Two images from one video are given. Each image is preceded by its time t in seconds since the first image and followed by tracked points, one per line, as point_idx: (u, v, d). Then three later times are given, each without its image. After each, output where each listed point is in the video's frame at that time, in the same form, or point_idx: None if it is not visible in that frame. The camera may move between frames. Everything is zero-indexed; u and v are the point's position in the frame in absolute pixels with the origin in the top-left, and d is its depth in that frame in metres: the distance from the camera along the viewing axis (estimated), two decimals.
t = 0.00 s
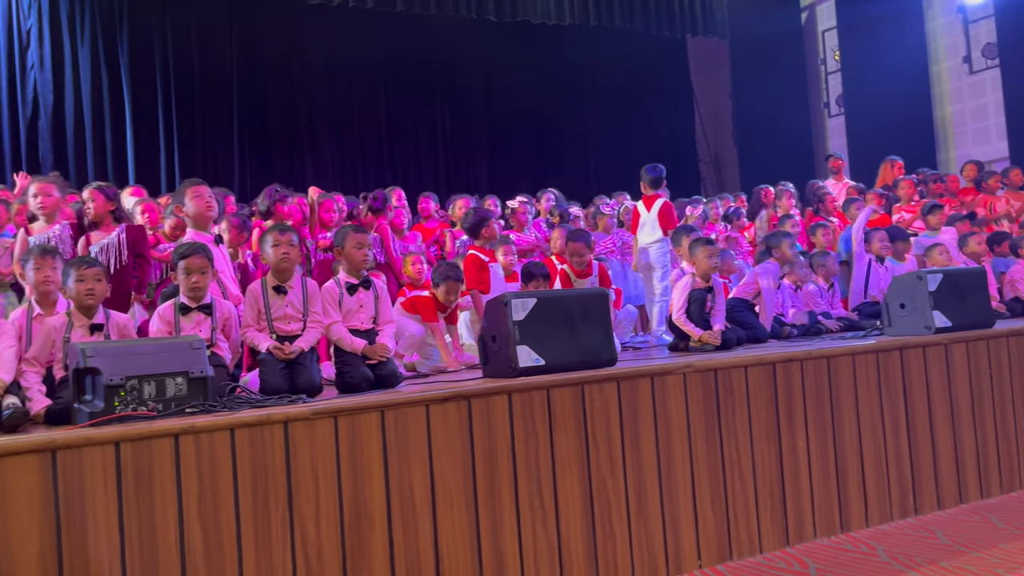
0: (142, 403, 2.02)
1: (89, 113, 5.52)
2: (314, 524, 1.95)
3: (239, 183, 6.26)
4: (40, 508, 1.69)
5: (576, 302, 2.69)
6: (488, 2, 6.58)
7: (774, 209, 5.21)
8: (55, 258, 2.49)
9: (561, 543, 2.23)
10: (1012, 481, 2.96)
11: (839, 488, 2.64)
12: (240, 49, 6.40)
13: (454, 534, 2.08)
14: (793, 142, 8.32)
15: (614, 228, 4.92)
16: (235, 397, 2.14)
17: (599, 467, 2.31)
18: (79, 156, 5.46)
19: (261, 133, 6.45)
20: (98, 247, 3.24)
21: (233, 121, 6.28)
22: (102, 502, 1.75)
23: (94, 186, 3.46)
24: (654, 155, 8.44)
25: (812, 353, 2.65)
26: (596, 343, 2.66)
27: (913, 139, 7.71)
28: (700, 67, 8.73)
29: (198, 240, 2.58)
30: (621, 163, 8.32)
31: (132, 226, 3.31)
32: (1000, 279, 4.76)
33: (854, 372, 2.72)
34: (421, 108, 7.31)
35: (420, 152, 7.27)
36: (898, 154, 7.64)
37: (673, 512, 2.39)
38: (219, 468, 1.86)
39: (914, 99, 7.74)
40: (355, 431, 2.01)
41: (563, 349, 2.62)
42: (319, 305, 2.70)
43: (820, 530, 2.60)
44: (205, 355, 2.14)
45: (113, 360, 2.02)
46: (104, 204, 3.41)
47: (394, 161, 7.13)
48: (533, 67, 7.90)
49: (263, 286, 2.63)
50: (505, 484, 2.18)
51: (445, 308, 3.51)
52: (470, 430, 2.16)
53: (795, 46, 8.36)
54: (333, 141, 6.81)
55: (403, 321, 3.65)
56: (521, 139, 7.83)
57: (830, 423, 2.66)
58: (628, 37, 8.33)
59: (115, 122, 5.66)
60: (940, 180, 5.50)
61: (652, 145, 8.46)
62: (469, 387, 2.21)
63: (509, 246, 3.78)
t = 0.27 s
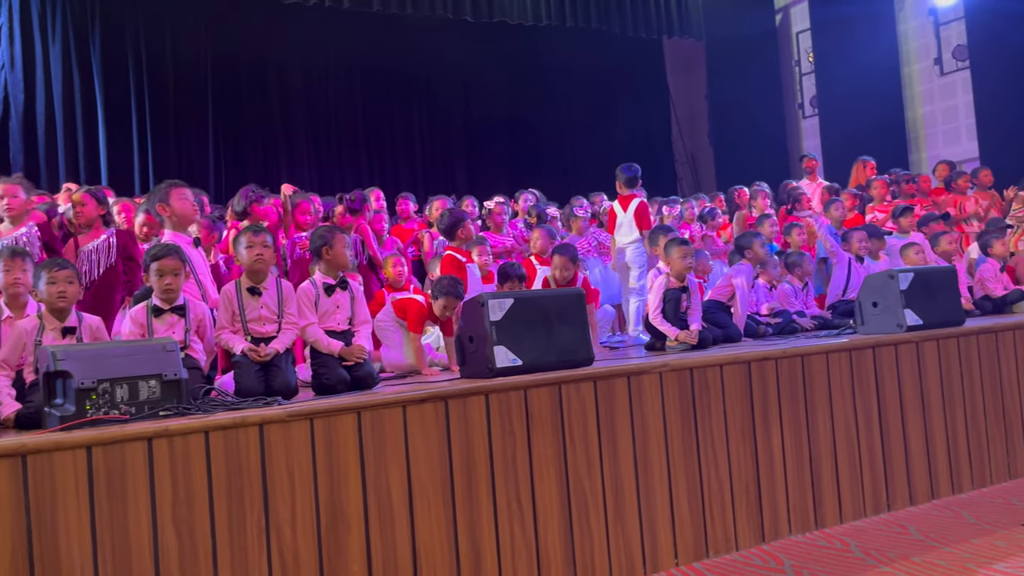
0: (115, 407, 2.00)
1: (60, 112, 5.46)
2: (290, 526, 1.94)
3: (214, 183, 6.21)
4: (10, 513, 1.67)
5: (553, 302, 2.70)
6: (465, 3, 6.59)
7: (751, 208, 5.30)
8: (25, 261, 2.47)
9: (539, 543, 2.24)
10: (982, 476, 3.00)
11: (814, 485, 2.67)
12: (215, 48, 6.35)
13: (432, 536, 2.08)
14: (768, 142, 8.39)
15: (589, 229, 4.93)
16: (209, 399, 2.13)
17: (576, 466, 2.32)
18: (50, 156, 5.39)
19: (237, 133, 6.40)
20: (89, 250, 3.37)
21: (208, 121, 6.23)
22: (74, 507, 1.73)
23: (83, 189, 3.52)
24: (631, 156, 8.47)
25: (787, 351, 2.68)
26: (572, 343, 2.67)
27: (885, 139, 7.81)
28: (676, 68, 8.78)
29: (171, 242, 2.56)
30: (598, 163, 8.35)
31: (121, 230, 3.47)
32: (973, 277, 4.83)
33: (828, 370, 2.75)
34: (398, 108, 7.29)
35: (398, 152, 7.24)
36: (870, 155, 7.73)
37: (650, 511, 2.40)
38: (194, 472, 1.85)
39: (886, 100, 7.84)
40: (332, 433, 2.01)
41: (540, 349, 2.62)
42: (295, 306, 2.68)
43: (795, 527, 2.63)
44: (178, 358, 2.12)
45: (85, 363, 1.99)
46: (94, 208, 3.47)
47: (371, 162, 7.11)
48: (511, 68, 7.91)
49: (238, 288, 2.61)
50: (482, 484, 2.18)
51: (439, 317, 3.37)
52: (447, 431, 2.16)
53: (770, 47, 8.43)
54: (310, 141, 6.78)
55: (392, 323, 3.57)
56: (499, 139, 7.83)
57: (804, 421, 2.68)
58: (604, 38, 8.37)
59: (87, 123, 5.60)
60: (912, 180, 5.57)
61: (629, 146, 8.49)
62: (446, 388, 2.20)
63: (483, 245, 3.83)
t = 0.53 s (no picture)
0: (84, 411, 1.98)
1: (29, 113, 5.39)
2: (264, 530, 1.92)
3: (188, 185, 6.15)
4: None
5: (529, 303, 2.70)
6: (440, 4, 6.58)
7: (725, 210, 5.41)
8: None
9: (515, 544, 2.24)
10: (952, 472, 3.05)
11: (788, 483, 2.69)
12: (188, 48, 6.30)
13: (408, 538, 2.08)
14: (743, 143, 8.46)
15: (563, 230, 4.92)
16: (181, 403, 2.11)
17: (552, 467, 2.33)
18: (19, 158, 5.32)
19: (211, 135, 6.34)
20: (81, 250, 3.38)
21: (181, 122, 6.17)
22: (43, 513, 1.71)
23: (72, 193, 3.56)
24: (607, 157, 8.50)
25: (760, 350, 2.71)
26: (548, 344, 2.68)
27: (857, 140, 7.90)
28: (651, 69, 8.82)
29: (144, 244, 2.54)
30: (574, 164, 8.37)
31: (111, 235, 3.48)
32: (943, 277, 4.89)
33: (801, 368, 2.78)
34: (374, 109, 7.26)
35: (374, 153, 7.21)
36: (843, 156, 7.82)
37: (626, 511, 2.41)
38: (166, 476, 1.83)
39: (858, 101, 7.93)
40: (307, 436, 2.00)
41: (516, 350, 2.62)
42: (269, 308, 2.66)
43: (769, 525, 2.65)
44: (150, 361, 2.10)
45: (53, 367, 1.97)
46: (85, 211, 3.51)
47: (347, 163, 7.07)
48: (487, 69, 7.91)
49: (211, 291, 2.59)
50: (458, 485, 2.18)
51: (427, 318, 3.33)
52: (423, 433, 2.16)
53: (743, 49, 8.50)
54: (285, 142, 6.73)
55: (378, 326, 3.50)
56: (476, 140, 7.82)
57: (778, 420, 2.71)
58: (579, 39, 8.39)
59: (58, 123, 5.53)
60: (883, 181, 5.64)
61: (605, 147, 8.53)
62: (422, 390, 2.20)
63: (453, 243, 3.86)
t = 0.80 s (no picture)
0: (48, 417, 1.95)
1: None
2: (233, 536, 1.91)
3: (156, 187, 6.08)
4: None
5: (500, 305, 2.70)
6: (411, 4, 6.58)
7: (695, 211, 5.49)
8: None
9: (487, 546, 2.24)
10: (917, 468, 3.10)
11: (757, 481, 2.72)
12: (155, 49, 6.23)
13: (379, 541, 2.07)
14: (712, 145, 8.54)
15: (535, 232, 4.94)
16: (148, 407, 2.08)
17: (524, 468, 2.33)
18: None
19: (179, 136, 6.28)
20: (49, 252, 3.35)
21: (148, 124, 6.10)
22: (6, 521, 1.68)
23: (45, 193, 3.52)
24: (579, 158, 8.53)
25: (730, 350, 2.73)
26: (519, 346, 2.68)
27: (824, 142, 8.00)
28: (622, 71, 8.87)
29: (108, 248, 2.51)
30: (546, 166, 8.40)
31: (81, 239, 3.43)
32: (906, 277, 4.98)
33: (769, 368, 2.81)
34: (345, 111, 7.22)
35: (345, 155, 7.18)
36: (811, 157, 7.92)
37: (598, 511, 2.42)
38: (132, 482, 1.81)
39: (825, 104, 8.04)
40: (276, 439, 1.98)
41: (488, 352, 2.62)
42: (238, 311, 2.64)
43: (739, 523, 2.67)
44: (115, 365, 2.07)
45: (16, 372, 1.93)
46: (56, 214, 3.47)
47: (318, 164, 7.03)
48: (458, 70, 7.91)
49: (178, 294, 2.56)
50: (429, 487, 2.18)
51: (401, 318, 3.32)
52: (394, 435, 2.15)
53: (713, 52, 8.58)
54: (254, 144, 6.68)
55: (350, 328, 3.49)
56: (447, 141, 7.81)
57: (747, 418, 2.74)
58: (550, 41, 8.42)
59: (21, 126, 5.44)
60: (850, 182, 5.71)
61: (577, 148, 8.55)
62: (393, 392, 2.19)
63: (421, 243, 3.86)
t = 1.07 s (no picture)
0: (15, 423, 1.93)
1: None
2: (206, 541, 1.89)
3: (128, 189, 6.02)
4: None
5: (476, 307, 2.70)
6: (387, 6, 6.56)
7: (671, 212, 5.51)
8: None
9: (463, 547, 2.24)
10: (888, 466, 3.14)
11: (731, 480, 2.74)
12: (127, 49, 6.16)
13: (354, 545, 2.06)
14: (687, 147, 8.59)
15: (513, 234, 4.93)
16: (118, 412, 2.06)
17: (499, 470, 2.33)
18: None
19: (151, 137, 6.22)
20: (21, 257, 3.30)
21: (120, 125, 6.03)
22: None
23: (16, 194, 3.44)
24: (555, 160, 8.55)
25: (704, 350, 2.75)
26: (495, 348, 2.69)
27: (797, 145, 8.09)
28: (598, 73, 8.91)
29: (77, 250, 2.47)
30: (522, 168, 8.41)
31: (54, 243, 3.37)
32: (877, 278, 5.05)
33: (743, 368, 2.83)
34: (320, 112, 7.19)
35: (320, 157, 7.14)
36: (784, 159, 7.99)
37: (573, 512, 2.43)
38: (102, 488, 1.79)
39: (798, 106, 8.12)
40: (250, 443, 1.97)
41: (463, 354, 2.62)
42: (210, 314, 2.62)
43: (714, 522, 2.69)
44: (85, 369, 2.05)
45: None
46: (28, 216, 3.39)
47: (293, 166, 6.99)
48: (434, 71, 7.89)
49: (149, 297, 2.53)
50: (405, 490, 2.17)
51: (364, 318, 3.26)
52: (369, 438, 2.14)
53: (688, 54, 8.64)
54: (228, 145, 6.63)
55: (317, 335, 3.48)
56: (423, 143, 7.80)
57: (721, 418, 2.76)
58: (526, 43, 8.43)
59: None
60: (822, 184, 5.77)
61: (553, 150, 8.57)
62: (368, 395, 2.18)
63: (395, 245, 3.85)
